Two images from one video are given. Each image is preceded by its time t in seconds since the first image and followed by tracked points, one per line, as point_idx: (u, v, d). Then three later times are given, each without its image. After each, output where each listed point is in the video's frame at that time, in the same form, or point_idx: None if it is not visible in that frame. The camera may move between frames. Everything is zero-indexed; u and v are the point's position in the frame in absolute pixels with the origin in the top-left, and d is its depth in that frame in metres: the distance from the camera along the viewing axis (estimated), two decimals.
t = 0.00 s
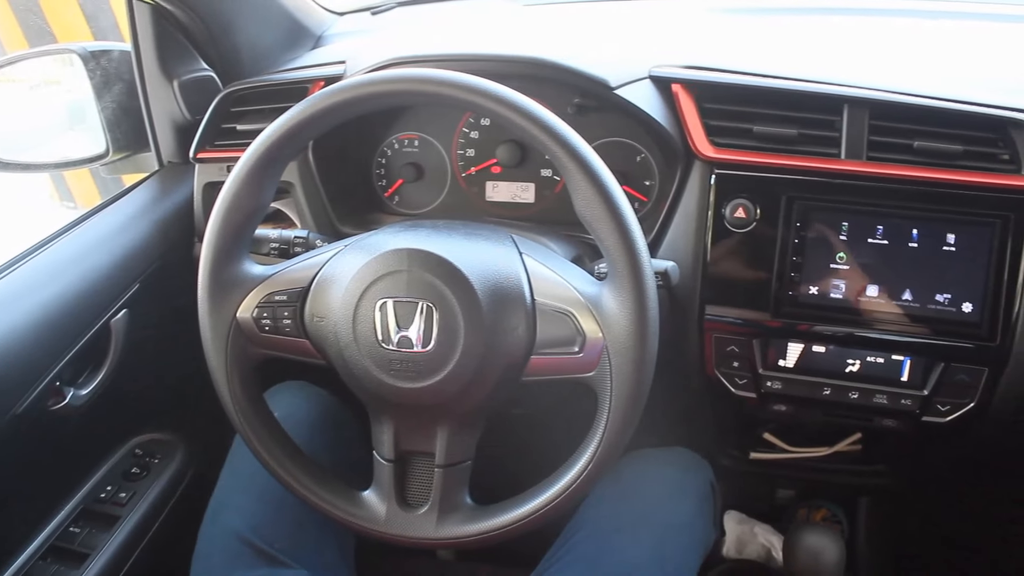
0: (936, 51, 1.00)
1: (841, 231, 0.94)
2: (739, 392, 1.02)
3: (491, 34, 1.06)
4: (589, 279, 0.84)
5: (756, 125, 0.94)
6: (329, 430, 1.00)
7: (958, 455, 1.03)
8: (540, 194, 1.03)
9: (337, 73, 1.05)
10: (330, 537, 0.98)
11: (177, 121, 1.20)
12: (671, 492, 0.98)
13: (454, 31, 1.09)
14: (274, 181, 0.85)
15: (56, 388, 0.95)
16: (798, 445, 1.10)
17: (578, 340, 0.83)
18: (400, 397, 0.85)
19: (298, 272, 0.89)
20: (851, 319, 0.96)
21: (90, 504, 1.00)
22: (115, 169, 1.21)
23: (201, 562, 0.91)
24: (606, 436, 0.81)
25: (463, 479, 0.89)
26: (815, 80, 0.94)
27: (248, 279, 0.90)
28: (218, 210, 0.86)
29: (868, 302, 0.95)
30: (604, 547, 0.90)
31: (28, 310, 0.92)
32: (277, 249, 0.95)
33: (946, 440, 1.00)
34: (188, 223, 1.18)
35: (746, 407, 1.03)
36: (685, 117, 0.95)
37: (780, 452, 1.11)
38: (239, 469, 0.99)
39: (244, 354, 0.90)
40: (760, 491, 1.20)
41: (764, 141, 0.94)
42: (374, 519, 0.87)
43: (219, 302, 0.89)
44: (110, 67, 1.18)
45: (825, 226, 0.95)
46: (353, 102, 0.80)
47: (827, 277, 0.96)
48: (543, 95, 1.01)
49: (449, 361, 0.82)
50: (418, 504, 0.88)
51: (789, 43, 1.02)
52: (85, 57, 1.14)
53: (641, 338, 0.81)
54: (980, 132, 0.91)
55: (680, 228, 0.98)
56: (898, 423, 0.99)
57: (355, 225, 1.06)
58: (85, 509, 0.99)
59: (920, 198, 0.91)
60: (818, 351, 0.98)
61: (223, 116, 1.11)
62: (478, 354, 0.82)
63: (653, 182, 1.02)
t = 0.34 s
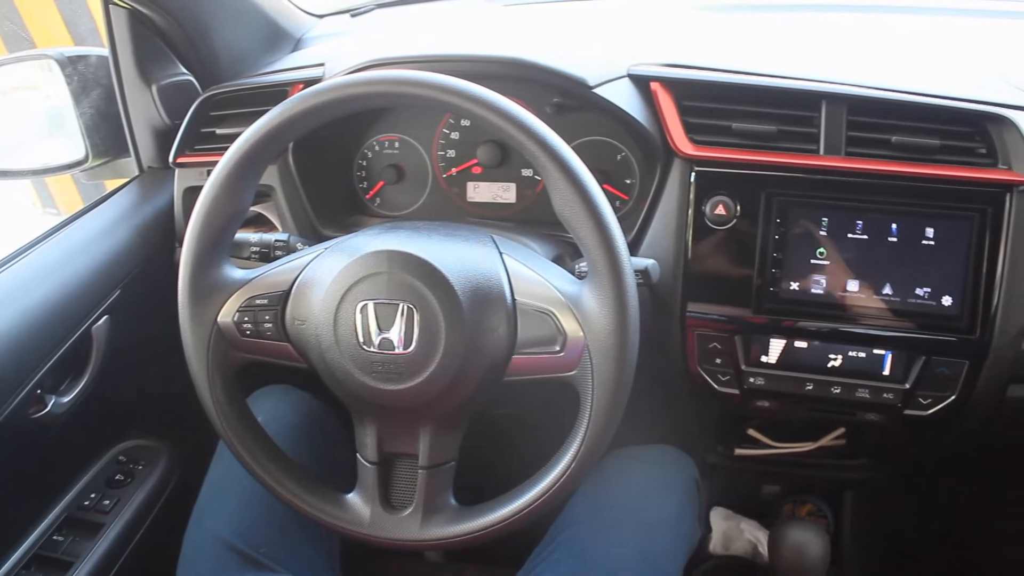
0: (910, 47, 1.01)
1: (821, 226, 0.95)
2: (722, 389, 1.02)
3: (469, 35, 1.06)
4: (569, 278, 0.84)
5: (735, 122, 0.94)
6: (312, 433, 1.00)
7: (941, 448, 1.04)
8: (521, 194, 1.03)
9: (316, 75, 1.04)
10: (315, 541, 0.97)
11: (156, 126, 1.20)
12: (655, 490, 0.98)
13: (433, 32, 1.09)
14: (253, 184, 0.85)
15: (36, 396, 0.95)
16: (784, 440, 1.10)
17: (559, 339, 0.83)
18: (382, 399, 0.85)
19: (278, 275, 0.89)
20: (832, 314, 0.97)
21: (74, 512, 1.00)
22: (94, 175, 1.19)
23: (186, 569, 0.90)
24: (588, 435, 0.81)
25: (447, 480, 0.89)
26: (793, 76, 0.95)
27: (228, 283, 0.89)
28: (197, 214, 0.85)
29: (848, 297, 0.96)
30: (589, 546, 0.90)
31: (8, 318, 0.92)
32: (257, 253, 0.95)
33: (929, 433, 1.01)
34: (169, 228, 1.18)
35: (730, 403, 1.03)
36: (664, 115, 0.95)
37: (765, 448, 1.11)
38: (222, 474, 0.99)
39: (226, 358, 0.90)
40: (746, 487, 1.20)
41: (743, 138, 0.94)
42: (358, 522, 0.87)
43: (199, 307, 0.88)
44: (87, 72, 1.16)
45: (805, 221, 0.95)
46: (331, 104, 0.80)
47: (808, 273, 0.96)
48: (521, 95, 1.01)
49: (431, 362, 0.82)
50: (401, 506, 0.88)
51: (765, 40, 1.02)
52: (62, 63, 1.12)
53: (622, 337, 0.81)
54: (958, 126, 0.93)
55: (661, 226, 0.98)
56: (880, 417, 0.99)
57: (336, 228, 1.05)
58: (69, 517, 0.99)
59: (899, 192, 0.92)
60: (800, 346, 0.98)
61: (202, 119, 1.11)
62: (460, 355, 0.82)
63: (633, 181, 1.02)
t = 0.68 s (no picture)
0: (882, 43, 1.02)
1: (799, 222, 0.96)
2: (704, 385, 1.02)
3: (448, 35, 1.05)
4: (548, 277, 0.84)
5: (712, 119, 0.95)
6: (292, 437, 1.00)
7: (922, 441, 1.04)
8: (501, 193, 1.03)
9: (294, 77, 1.04)
10: (298, 543, 0.97)
11: (134, 131, 1.20)
12: (639, 487, 0.98)
13: (412, 33, 1.08)
14: (231, 187, 0.85)
15: (16, 403, 0.94)
16: (767, 436, 1.11)
17: (539, 338, 0.83)
18: (363, 400, 0.84)
19: (258, 278, 0.89)
20: (812, 309, 0.97)
21: (57, 519, 0.99)
22: (73, 180, 1.19)
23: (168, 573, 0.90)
24: (569, 433, 0.81)
25: (429, 480, 0.89)
26: (769, 73, 0.95)
27: (207, 287, 0.89)
28: (176, 218, 0.85)
29: (826, 292, 0.97)
30: (572, 544, 0.91)
31: None
32: (236, 256, 0.94)
33: (909, 426, 1.01)
34: (149, 233, 1.18)
35: (712, 400, 1.04)
36: (642, 114, 0.95)
37: (749, 444, 1.11)
38: (204, 478, 0.99)
39: (206, 362, 0.89)
40: (730, 483, 1.21)
41: (720, 135, 0.95)
42: (341, 523, 0.87)
43: (178, 310, 0.88)
44: (64, 77, 1.16)
45: (783, 216, 0.96)
46: (307, 106, 0.80)
47: (787, 268, 0.97)
48: (500, 95, 1.00)
49: (411, 363, 0.82)
50: (384, 507, 0.88)
51: (739, 37, 1.03)
52: (38, 67, 1.11)
53: (601, 334, 0.81)
54: (933, 121, 0.94)
55: (640, 224, 0.98)
56: (861, 411, 1.00)
57: (315, 230, 1.05)
58: (51, 523, 0.98)
59: (876, 187, 0.93)
60: (780, 342, 0.99)
61: (180, 123, 1.10)
62: (439, 355, 0.82)
63: (612, 179, 1.02)
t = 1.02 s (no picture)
0: (862, 40, 1.03)
1: (777, 217, 0.96)
2: (685, 382, 1.02)
3: (425, 36, 1.05)
4: (526, 276, 0.85)
5: (689, 117, 0.95)
6: (276, 440, 1.00)
7: (903, 433, 1.05)
8: (480, 193, 1.03)
9: (271, 79, 1.04)
10: (280, 547, 0.97)
11: (111, 135, 1.19)
12: (621, 484, 0.98)
13: (390, 34, 1.08)
14: (208, 191, 0.84)
15: None
16: (749, 431, 1.11)
17: (517, 337, 0.83)
18: (343, 403, 0.84)
19: (236, 281, 0.89)
20: (791, 304, 0.98)
21: (37, 527, 0.98)
22: (49, 186, 1.18)
23: None
24: (549, 431, 0.81)
25: (411, 481, 0.89)
26: (745, 70, 0.96)
27: (185, 291, 0.89)
28: (152, 223, 0.85)
29: (804, 287, 0.97)
30: (556, 542, 0.90)
31: None
32: (215, 260, 0.94)
33: (889, 419, 1.02)
34: (128, 238, 1.17)
35: (693, 396, 1.04)
36: (619, 112, 0.95)
37: (732, 440, 1.12)
38: (186, 484, 0.98)
39: (185, 367, 0.89)
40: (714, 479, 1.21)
41: (697, 132, 0.95)
42: (323, 526, 0.86)
43: (156, 315, 0.87)
44: (38, 82, 1.15)
45: (760, 212, 0.96)
46: (282, 109, 0.80)
47: (765, 264, 0.97)
48: (477, 94, 1.00)
49: (390, 364, 0.81)
50: (366, 509, 0.88)
51: (721, 34, 1.03)
52: (13, 73, 1.11)
53: (579, 333, 0.81)
54: (908, 116, 0.95)
55: (619, 222, 0.98)
56: (842, 405, 1.00)
57: (295, 233, 1.05)
58: (31, 532, 0.97)
59: (852, 182, 0.93)
60: (760, 338, 0.99)
61: (157, 127, 1.10)
62: (418, 356, 0.82)
63: (591, 177, 1.02)
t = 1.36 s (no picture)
0: (860, 40, 1.02)
1: (759, 212, 0.96)
2: (670, 377, 1.02)
3: (407, 34, 1.05)
4: (508, 274, 0.85)
5: (670, 112, 0.95)
6: (260, 441, 0.99)
7: (887, 426, 1.05)
8: (462, 191, 1.03)
9: (252, 79, 1.03)
10: (266, 548, 0.97)
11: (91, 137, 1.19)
12: (607, 481, 0.98)
13: (371, 33, 1.08)
14: (188, 191, 0.84)
15: None
16: (735, 427, 1.11)
17: (499, 335, 0.83)
18: (326, 402, 0.84)
19: (218, 282, 0.88)
20: (775, 299, 0.98)
21: (20, 531, 0.98)
22: (29, 189, 1.17)
23: None
24: (532, 429, 0.81)
25: (395, 480, 0.88)
26: (728, 65, 0.96)
27: (167, 292, 0.88)
28: (132, 224, 0.84)
29: (786, 282, 0.97)
30: (541, 540, 0.90)
31: None
32: (196, 261, 0.93)
33: (873, 412, 1.02)
34: (110, 239, 1.17)
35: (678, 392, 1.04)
36: (601, 109, 0.95)
37: (717, 436, 1.12)
38: (170, 487, 0.98)
39: (167, 368, 0.88)
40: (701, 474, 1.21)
41: (679, 128, 0.95)
42: (308, 526, 0.86)
43: (137, 317, 0.87)
44: (16, 83, 1.14)
45: (743, 207, 0.96)
46: (261, 109, 0.79)
47: (748, 259, 0.97)
48: (459, 92, 1.00)
49: (373, 363, 0.81)
50: (350, 509, 0.88)
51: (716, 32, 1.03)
52: None
53: (561, 330, 0.81)
54: (889, 110, 0.95)
55: (601, 218, 0.98)
56: (826, 399, 1.00)
57: (277, 233, 1.05)
58: (15, 536, 0.97)
59: (833, 176, 0.94)
60: (744, 333, 0.99)
61: (138, 128, 1.09)
62: (401, 354, 0.82)
63: (574, 175, 1.02)
